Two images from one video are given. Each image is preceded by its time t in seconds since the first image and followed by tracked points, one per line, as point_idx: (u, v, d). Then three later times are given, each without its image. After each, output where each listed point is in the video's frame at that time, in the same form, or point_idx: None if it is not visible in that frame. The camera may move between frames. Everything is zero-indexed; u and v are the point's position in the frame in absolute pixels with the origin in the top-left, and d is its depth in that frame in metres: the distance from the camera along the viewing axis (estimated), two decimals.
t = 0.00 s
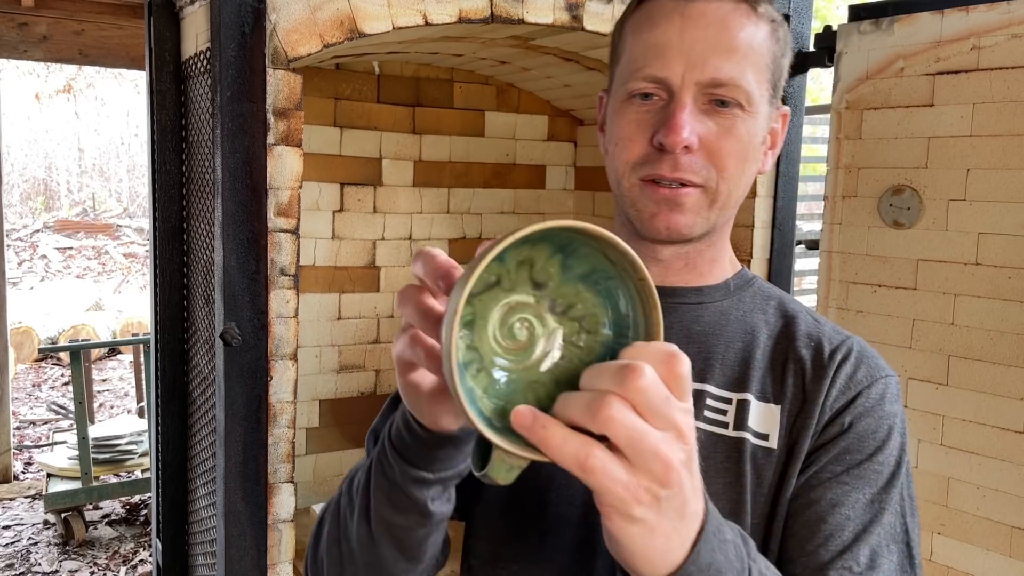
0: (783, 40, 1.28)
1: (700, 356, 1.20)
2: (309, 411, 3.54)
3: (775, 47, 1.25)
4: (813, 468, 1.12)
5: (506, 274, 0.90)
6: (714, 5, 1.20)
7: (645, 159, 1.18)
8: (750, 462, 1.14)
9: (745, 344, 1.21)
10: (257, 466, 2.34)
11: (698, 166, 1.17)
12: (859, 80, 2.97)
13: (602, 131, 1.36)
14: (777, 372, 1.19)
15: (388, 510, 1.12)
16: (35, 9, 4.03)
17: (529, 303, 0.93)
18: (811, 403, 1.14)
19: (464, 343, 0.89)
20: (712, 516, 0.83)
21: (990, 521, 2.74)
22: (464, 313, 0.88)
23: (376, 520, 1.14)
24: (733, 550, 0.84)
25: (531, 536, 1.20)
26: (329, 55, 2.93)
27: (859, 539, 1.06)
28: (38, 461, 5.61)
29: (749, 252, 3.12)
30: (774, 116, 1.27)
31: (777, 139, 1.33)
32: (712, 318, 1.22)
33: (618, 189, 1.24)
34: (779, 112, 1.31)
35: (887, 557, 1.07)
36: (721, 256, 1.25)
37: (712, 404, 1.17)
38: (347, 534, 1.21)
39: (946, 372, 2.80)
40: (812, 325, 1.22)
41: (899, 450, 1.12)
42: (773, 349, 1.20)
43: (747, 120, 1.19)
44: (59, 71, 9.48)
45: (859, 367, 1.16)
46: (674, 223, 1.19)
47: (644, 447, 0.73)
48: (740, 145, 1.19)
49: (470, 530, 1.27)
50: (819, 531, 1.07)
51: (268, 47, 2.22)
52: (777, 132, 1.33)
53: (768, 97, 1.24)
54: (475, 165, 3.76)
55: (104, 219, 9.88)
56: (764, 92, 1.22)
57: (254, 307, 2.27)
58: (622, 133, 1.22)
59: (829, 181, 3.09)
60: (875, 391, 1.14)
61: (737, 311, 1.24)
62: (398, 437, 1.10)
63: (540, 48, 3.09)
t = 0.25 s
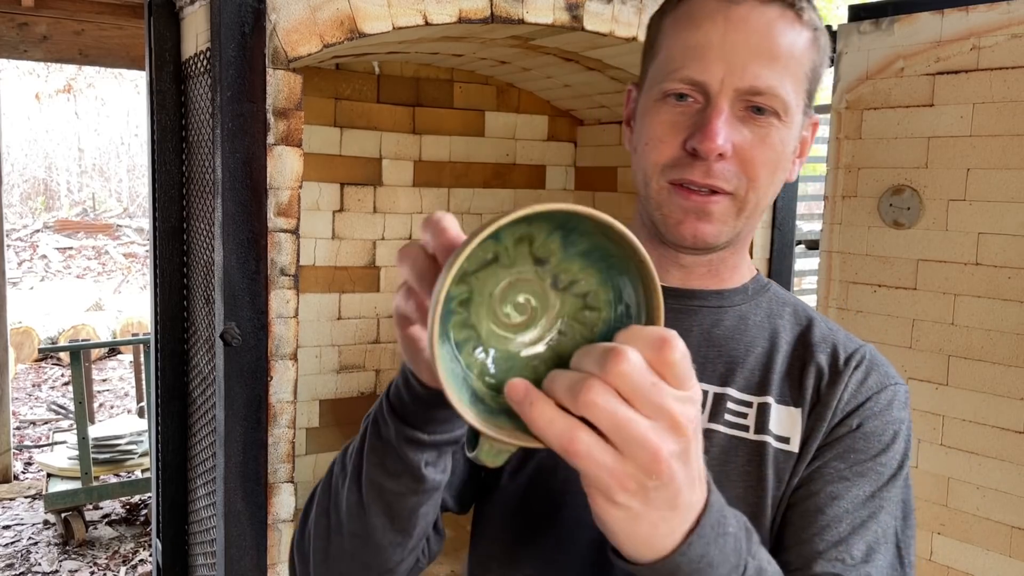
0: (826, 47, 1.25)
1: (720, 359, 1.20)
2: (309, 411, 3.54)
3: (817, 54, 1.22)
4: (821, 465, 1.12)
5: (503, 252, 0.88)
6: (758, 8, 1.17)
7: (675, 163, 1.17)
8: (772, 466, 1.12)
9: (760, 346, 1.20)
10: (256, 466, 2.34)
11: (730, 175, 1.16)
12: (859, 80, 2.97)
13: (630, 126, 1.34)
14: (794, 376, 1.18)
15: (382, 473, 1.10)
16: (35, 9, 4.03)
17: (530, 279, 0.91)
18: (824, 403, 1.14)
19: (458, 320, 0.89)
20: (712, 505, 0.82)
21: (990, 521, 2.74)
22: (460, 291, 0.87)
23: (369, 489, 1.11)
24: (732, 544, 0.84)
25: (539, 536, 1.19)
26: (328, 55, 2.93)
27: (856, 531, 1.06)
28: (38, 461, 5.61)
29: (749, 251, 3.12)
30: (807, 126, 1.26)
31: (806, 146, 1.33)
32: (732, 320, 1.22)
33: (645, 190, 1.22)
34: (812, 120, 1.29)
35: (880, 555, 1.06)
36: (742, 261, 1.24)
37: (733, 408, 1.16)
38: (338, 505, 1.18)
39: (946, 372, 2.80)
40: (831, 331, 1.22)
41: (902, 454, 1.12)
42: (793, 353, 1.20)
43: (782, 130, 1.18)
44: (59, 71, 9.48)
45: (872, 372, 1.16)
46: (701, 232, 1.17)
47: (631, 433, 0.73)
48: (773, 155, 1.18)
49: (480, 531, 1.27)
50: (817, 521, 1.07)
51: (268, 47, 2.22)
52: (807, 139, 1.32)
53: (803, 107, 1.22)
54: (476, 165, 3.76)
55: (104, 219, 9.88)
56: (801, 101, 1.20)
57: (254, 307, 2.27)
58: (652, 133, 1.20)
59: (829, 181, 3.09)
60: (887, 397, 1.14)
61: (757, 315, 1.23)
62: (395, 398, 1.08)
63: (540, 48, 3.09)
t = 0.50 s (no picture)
0: (848, 55, 1.24)
1: (736, 362, 1.16)
2: (309, 411, 3.54)
3: (839, 63, 1.21)
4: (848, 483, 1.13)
5: (505, 207, 0.85)
6: (786, 11, 1.15)
7: (691, 164, 1.14)
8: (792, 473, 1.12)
9: (778, 348, 1.18)
10: (256, 466, 2.34)
11: (747, 181, 1.12)
12: (859, 80, 2.97)
13: (643, 123, 1.31)
14: (812, 380, 1.17)
15: (370, 453, 0.90)
16: (35, 9, 4.03)
17: (536, 239, 0.89)
18: (848, 412, 1.14)
19: (451, 280, 0.86)
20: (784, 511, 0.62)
21: (990, 520, 2.75)
22: (455, 247, 0.84)
23: (353, 468, 0.92)
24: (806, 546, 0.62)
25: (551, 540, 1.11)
26: (328, 55, 2.94)
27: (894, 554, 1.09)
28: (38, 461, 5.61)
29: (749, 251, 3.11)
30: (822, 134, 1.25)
31: (821, 151, 1.30)
32: (747, 322, 1.18)
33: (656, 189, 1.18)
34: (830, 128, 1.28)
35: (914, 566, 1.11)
36: (752, 266, 1.22)
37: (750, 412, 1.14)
38: (320, 487, 0.98)
39: (946, 372, 2.80)
40: (841, 332, 1.21)
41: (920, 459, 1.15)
42: (807, 357, 1.18)
43: (801, 138, 1.16)
44: (59, 71, 9.48)
45: (887, 376, 1.17)
46: (712, 236, 1.14)
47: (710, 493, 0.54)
48: (790, 163, 1.16)
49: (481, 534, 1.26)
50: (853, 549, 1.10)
51: (268, 47, 2.23)
52: (822, 146, 1.30)
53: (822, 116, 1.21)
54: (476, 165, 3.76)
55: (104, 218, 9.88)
56: (821, 110, 1.18)
57: (254, 307, 2.27)
58: (668, 132, 1.17)
59: (829, 181, 3.08)
60: (903, 402, 1.16)
61: (770, 316, 1.20)
62: (389, 370, 0.88)
63: (540, 48, 3.09)
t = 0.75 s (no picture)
0: (860, 57, 1.25)
1: (748, 369, 1.18)
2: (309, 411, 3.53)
3: (851, 65, 1.21)
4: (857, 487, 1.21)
5: (503, 161, 0.89)
6: (798, 14, 1.15)
7: (699, 165, 1.14)
8: (804, 481, 1.15)
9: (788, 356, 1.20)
10: (255, 466, 2.33)
11: (754, 180, 1.13)
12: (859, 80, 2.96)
13: (653, 120, 1.31)
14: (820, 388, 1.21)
15: (349, 452, 0.89)
16: (34, 9, 4.03)
17: (537, 204, 0.91)
18: (858, 422, 1.20)
19: (440, 241, 0.88)
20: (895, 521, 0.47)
21: (990, 521, 2.74)
22: (447, 201, 0.87)
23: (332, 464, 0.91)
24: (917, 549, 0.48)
25: (562, 549, 1.09)
26: (328, 55, 2.95)
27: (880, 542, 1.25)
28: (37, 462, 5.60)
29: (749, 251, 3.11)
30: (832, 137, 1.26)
31: (832, 154, 1.31)
32: (757, 328, 1.21)
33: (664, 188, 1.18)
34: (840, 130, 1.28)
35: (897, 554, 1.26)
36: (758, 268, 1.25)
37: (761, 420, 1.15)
38: (303, 482, 0.97)
39: (947, 372, 2.79)
40: (845, 339, 1.26)
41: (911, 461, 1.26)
42: (815, 363, 1.22)
43: (811, 140, 1.16)
44: (59, 71, 9.47)
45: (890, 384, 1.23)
46: (719, 236, 1.16)
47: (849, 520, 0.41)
48: (798, 164, 1.16)
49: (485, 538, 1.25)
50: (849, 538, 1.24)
51: (268, 46, 2.21)
52: (833, 148, 1.31)
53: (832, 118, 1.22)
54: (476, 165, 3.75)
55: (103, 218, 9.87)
56: (831, 112, 1.19)
57: (254, 306, 2.27)
58: (676, 132, 1.17)
59: (829, 181, 3.08)
60: (903, 410, 1.24)
61: (779, 323, 1.23)
62: (375, 363, 0.87)
63: (540, 48, 3.08)
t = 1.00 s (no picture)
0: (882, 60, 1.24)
1: (758, 372, 1.18)
2: (308, 411, 3.52)
3: (871, 68, 1.21)
4: (861, 484, 1.24)
5: (503, 164, 0.88)
6: (822, 16, 1.14)
7: (709, 166, 1.13)
8: (815, 483, 1.17)
9: (798, 359, 1.21)
10: (255, 467, 2.33)
11: (765, 184, 1.13)
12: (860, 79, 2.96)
13: (664, 115, 1.30)
14: (831, 391, 1.22)
15: (348, 469, 0.88)
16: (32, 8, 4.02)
17: (539, 210, 0.91)
18: (867, 424, 1.22)
19: (434, 247, 0.88)
20: None
21: (992, 521, 2.74)
22: (442, 204, 0.87)
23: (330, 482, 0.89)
24: None
25: (573, 557, 1.07)
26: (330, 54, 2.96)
27: (879, 529, 1.29)
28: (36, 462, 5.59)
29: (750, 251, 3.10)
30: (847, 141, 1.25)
31: (844, 159, 1.30)
32: (766, 330, 1.21)
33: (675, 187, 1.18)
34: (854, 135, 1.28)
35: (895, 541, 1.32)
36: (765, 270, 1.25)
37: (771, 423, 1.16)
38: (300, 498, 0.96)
39: (948, 372, 2.79)
40: (853, 339, 1.26)
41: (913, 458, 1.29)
42: (824, 365, 1.22)
43: (826, 145, 1.16)
44: (58, 71, 9.46)
45: (897, 385, 1.25)
46: (728, 240, 1.16)
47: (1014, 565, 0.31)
48: (811, 169, 1.16)
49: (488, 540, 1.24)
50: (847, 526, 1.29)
51: (268, 46, 2.20)
52: (847, 153, 1.30)
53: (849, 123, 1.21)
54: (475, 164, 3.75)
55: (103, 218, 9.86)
56: (848, 117, 1.18)
57: (253, 306, 2.27)
58: (688, 130, 1.16)
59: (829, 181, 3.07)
60: (909, 410, 1.26)
61: (787, 325, 1.23)
62: (372, 379, 0.86)
63: (540, 47, 3.07)
